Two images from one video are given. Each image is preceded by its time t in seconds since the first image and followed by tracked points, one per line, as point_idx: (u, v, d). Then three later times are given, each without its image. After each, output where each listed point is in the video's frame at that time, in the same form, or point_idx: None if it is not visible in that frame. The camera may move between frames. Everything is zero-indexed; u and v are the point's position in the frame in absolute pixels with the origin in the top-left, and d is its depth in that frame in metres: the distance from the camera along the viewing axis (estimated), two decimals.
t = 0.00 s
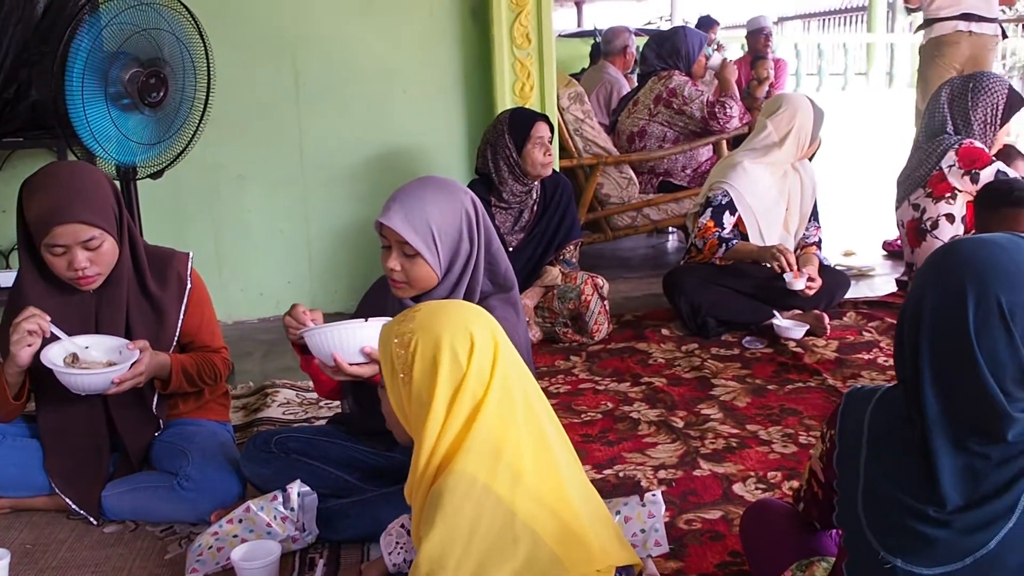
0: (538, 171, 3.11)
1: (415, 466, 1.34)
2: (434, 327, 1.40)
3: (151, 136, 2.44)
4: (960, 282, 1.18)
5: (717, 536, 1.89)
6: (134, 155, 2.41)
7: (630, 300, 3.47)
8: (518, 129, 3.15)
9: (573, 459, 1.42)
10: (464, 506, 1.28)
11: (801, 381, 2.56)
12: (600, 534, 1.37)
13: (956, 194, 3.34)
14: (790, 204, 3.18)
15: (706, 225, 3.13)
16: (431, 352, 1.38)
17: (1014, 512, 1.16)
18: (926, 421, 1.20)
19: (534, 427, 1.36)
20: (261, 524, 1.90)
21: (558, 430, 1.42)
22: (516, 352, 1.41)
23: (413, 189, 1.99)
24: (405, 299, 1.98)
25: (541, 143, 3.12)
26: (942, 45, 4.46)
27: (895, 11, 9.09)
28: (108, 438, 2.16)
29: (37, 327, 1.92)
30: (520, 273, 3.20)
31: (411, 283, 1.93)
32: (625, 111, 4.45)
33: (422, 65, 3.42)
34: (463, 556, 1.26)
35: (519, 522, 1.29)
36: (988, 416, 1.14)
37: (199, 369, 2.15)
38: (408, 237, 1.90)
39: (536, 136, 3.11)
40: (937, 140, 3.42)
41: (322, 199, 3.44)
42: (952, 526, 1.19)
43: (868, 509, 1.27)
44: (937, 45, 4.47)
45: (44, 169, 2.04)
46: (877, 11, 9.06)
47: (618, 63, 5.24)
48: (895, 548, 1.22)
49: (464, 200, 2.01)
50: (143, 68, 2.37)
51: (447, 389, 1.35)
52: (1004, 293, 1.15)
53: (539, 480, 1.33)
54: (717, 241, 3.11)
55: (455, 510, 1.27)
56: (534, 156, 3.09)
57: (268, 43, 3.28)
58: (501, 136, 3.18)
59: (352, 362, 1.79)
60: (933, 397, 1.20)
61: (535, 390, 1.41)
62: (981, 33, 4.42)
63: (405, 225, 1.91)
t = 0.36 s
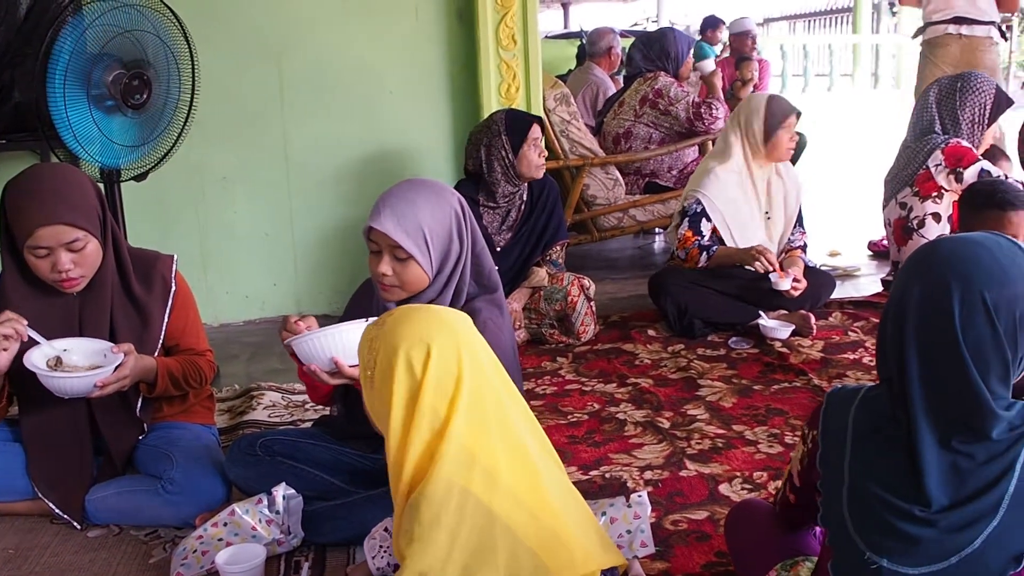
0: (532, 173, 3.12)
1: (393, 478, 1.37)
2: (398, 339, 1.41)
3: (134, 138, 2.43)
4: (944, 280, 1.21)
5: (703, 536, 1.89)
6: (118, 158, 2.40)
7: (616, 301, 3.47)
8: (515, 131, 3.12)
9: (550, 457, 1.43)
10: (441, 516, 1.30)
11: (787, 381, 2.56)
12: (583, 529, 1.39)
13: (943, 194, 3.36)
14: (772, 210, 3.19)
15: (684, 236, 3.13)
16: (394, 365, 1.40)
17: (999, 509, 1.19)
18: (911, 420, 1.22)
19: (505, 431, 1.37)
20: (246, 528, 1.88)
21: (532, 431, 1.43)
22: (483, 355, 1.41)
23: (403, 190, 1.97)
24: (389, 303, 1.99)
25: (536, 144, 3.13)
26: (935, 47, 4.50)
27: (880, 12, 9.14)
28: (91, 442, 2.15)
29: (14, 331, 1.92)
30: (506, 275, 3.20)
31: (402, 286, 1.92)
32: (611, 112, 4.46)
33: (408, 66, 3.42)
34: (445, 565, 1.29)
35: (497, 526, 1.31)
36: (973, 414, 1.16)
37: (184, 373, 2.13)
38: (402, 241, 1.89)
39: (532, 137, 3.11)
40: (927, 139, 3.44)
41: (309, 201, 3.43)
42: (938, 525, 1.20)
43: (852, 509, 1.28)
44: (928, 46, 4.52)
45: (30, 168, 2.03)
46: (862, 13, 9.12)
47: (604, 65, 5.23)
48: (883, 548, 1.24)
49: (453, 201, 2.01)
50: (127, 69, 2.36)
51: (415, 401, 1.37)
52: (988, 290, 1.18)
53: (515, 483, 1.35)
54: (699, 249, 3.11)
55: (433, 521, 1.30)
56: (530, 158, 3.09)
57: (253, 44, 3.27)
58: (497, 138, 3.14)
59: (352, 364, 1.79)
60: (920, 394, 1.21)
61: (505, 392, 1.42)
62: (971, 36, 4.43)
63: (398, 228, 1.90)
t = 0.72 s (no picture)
0: (522, 177, 3.13)
1: (372, 480, 1.36)
2: (382, 340, 1.40)
3: (113, 142, 2.42)
4: (928, 285, 1.22)
5: (685, 539, 1.89)
6: (97, 161, 2.39)
7: (599, 304, 3.47)
8: (508, 133, 3.11)
9: (529, 462, 1.43)
10: (421, 523, 1.29)
11: (769, 383, 2.57)
12: (561, 535, 1.40)
13: (926, 197, 3.37)
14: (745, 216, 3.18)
15: (660, 249, 3.18)
16: (376, 366, 1.38)
17: (979, 514, 1.20)
18: (893, 424, 1.23)
19: (487, 437, 1.37)
20: (226, 534, 1.87)
21: (512, 436, 1.42)
22: (467, 359, 1.40)
23: (383, 194, 1.97)
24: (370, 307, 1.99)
25: (528, 149, 3.13)
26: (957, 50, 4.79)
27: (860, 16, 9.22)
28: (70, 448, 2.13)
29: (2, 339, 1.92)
30: (490, 279, 3.20)
31: (383, 289, 1.93)
32: (593, 116, 4.46)
33: (390, 70, 3.41)
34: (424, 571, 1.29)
35: (477, 533, 1.31)
36: (955, 420, 1.18)
37: (165, 379, 2.13)
38: (381, 245, 1.89)
39: (523, 142, 3.11)
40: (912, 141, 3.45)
41: (291, 205, 3.42)
42: (918, 529, 1.22)
43: (833, 511, 1.30)
44: (953, 52, 4.81)
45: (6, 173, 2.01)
46: (843, 17, 9.20)
47: (586, 69, 5.18)
48: (864, 552, 1.25)
49: (435, 205, 2.00)
50: (105, 73, 2.34)
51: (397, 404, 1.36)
52: (972, 297, 1.20)
53: (495, 489, 1.35)
54: (674, 263, 3.14)
55: (413, 528, 1.29)
56: (521, 162, 3.10)
57: (233, 48, 3.26)
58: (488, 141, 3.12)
59: (331, 368, 1.78)
60: (900, 399, 1.22)
61: (487, 396, 1.41)
62: (993, 39, 4.71)
63: (379, 232, 1.90)
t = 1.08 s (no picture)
0: (507, 180, 3.11)
1: (359, 480, 1.38)
2: (375, 340, 1.42)
3: (91, 145, 2.41)
4: (907, 287, 1.23)
5: (667, 541, 1.90)
6: (73, 164, 2.38)
7: (581, 307, 3.48)
8: (493, 137, 3.11)
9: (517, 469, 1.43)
10: (406, 523, 1.30)
11: (751, 385, 2.58)
12: (545, 543, 1.39)
13: (915, 197, 3.40)
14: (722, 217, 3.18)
15: (638, 254, 3.20)
16: (368, 364, 1.40)
17: (957, 516, 1.20)
18: (871, 426, 1.23)
19: (475, 439, 1.37)
20: (206, 539, 1.87)
21: (501, 442, 1.43)
22: (458, 361, 1.42)
23: (362, 196, 1.96)
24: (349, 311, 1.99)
25: (513, 153, 3.12)
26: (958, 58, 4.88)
27: (842, 19, 9.28)
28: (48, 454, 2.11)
29: None
30: (474, 281, 3.19)
31: (357, 289, 1.92)
32: (576, 118, 4.47)
33: (371, 72, 3.41)
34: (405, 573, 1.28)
35: (461, 536, 1.31)
36: (932, 422, 1.19)
37: (147, 383, 2.11)
38: (354, 244, 1.88)
39: (508, 145, 3.11)
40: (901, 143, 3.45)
41: (273, 208, 3.41)
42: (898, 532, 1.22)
43: (811, 515, 1.30)
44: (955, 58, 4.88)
45: None
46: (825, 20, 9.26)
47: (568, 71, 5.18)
48: (842, 556, 1.25)
49: (412, 209, 2.00)
50: (82, 76, 2.33)
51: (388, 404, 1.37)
52: (950, 299, 1.21)
53: (480, 493, 1.35)
54: (653, 267, 3.16)
55: (397, 528, 1.29)
56: (506, 165, 3.09)
57: (213, 50, 3.24)
58: (475, 144, 3.11)
59: (298, 373, 1.78)
60: (878, 401, 1.23)
61: (476, 399, 1.42)
62: (992, 47, 4.76)
63: (352, 232, 1.90)
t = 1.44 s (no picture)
0: (492, 183, 3.11)
1: (344, 483, 1.37)
2: (361, 343, 1.42)
3: (73, 148, 2.40)
4: (886, 288, 1.23)
5: (651, 542, 1.90)
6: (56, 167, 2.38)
7: (566, 308, 3.48)
8: (479, 140, 3.09)
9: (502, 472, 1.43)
10: (391, 526, 1.29)
11: (735, 386, 2.59)
12: (528, 546, 1.38)
13: (903, 199, 3.41)
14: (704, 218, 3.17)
15: (622, 255, 3.22)
16: (354, 367, 1.40)
17: (937, 518, 1.20)
18: (849, 429, 1.24)
19: (460, 442, 1.37)
20: (190, 542, 1.85)
21: (486, 445, 1.43)
22: (444, 364, 1.42)
23: (336, 194, 1.98)
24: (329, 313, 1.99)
25: (498, 154, 3.12)
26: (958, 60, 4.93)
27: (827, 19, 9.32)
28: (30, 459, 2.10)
29: None
30: (458, 284, 3.20)
31: (323, 285, 1.95)
32: (561, 118, 4.48)
33: (355, 73, 3.40)
34: None
35: (445, 540, 1.30)
36: (910, 423, 1.19)
37: (130, 387, 2.10)
38: (317, 239, 1.90)
39: (494, 147, 3.09)
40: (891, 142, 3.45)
41: (258, 210, 3.41)
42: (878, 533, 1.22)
43: (793, 517, 1.31)
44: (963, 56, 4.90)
45: None
46: (809, 20, 9.31)
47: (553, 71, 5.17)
48: (823, 559, 1.26)
49: (384, 211, 1.99)
50: (64, 78, 2.31)
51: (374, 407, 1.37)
52: (927, 301, 1.21)
53: (465, 496, 1.34)
54: (637, 268, 3.18)
55: (381, 531, 1.29)
56: (493, 167, 3.08)
57: (195, 52, 3.23)
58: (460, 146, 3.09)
59: (278, 376, 1.77)
60: (856, 404, 1.24)
61: (462, 403, 1.42)
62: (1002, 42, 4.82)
63: (318, 228, 1.91)
